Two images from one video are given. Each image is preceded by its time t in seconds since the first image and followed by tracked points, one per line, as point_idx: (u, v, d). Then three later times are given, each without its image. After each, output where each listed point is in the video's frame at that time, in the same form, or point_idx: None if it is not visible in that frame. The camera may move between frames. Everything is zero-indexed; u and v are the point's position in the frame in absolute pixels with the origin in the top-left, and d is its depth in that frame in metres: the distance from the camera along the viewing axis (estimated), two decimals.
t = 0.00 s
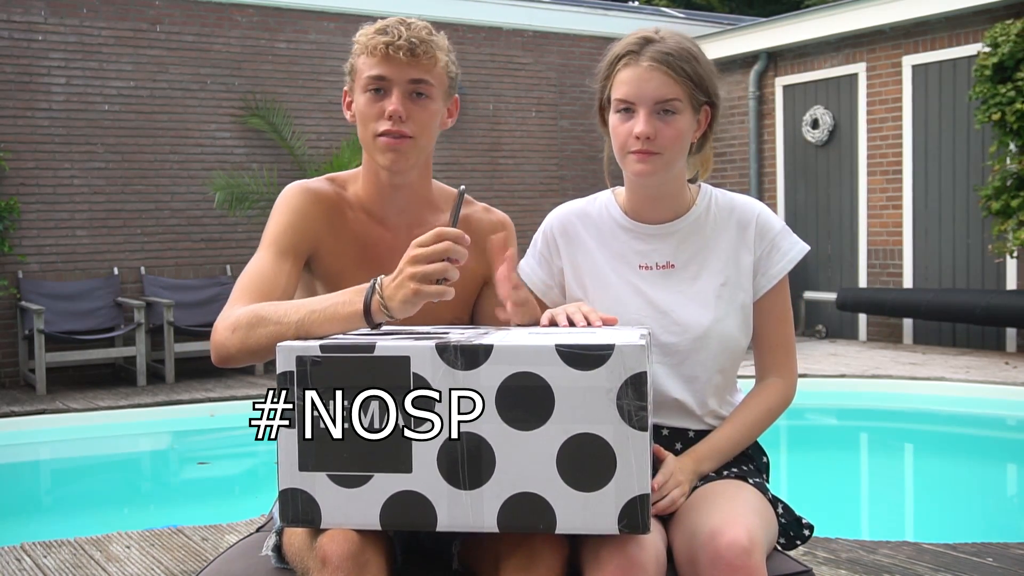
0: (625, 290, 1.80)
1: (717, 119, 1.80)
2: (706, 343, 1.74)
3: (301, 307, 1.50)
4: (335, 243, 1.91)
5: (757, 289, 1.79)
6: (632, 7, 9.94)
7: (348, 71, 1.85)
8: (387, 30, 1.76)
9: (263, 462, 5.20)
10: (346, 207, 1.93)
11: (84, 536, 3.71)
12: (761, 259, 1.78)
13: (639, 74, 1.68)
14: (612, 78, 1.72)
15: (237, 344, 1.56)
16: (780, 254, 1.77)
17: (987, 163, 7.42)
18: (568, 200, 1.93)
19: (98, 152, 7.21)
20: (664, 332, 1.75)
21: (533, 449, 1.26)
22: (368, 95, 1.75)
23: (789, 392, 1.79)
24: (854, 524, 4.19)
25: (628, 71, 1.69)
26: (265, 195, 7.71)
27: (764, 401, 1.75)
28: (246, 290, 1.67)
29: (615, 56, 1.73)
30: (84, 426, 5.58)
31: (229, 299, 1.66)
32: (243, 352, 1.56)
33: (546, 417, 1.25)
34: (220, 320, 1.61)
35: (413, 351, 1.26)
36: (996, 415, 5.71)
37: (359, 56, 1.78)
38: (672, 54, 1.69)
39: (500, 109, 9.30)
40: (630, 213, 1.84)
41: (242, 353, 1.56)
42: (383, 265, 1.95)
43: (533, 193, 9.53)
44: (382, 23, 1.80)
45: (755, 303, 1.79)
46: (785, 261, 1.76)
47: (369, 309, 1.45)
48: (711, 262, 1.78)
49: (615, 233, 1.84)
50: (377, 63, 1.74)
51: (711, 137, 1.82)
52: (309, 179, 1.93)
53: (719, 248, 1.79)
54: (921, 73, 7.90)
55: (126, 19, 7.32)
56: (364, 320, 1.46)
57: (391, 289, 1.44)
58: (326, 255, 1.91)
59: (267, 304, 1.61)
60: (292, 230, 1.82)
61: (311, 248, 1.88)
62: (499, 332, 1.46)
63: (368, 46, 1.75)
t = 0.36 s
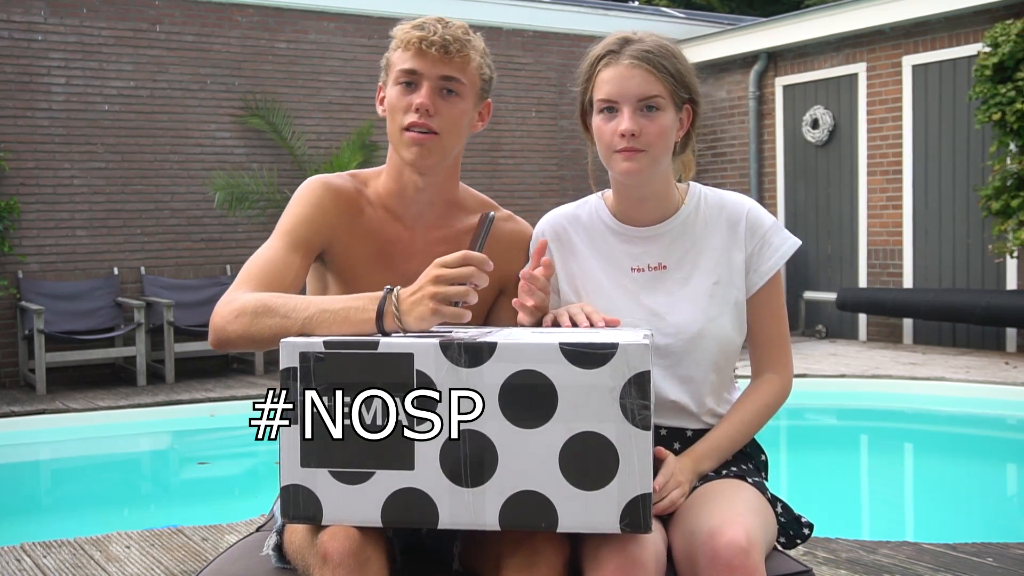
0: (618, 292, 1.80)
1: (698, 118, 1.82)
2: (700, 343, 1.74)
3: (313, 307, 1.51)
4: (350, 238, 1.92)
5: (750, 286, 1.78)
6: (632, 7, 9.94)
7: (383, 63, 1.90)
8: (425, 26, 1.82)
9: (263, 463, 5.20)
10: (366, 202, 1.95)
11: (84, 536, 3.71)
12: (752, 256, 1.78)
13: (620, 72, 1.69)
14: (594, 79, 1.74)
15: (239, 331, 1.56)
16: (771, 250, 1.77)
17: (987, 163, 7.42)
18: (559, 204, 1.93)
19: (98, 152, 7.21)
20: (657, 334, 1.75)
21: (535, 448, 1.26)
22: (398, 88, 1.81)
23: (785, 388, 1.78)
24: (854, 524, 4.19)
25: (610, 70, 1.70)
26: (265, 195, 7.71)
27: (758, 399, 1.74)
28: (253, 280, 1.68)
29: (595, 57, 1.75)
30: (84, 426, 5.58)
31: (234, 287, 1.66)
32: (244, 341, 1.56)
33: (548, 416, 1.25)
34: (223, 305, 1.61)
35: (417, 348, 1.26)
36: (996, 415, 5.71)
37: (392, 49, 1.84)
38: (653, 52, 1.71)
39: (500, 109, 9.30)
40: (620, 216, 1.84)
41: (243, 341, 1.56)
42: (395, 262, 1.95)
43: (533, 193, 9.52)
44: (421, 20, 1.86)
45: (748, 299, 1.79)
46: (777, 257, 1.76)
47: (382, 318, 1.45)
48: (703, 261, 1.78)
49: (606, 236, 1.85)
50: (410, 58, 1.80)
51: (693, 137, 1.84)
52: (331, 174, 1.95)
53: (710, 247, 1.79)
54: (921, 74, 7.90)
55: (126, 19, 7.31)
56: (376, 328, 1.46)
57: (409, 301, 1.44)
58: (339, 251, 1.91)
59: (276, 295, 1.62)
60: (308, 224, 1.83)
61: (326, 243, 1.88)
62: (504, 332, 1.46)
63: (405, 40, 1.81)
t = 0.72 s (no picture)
0: (621, 294, 1.80)
1: (683, 121, 1.82)
2: (702, 341, 1.73)
3: (316, 300, 1.51)
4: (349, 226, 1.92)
5: (750, 280, 1.78)
6: (632, 7, 9.93)
7: (409, 45, 1.91)
8: (467, 24, 1.85)
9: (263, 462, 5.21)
10: (366, 192, 1.95)
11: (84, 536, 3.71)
12: (751, 250, 1.78)
13: (602, 78, 1.69)
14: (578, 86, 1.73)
15: (244, 329, 1.56)
16: (770, 242, 1.77)
17: (987, 163, 7.42)
18: (559, 208, 1.93)
19: (98, 152, 7.21)
20: (661, 334, 1.74)
21: (537, 445, 1.26)
22: (425, 78, 1.83)
23: (787, 382, 1.78)
24: (854, 524, 4.19)
25: (594, 75, 1.70)
26: (265, 195, 7.71)
27: (761, 395, 1.74)
28: (258, 275, 1.68)
29: (577, 63, 1.75)
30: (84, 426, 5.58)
31: (239, 283, 1.67)
32: (250, 338, 1.57)
33: (550, 414, 1.25)
34: (230, 303, 1.62)
35: (422, 344, 1.26)
36: (996, 414, 5.71)
37: (428, 39, 1.85)
38: (632, 54, 1.71)
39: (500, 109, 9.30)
40: (620, 220, 1.84)
41: (249, 338, 1.57)
42: (394, 248, 1.94)
43: (533, 193, 9.52)
44: (457, 14, 1.88)
45: (750, 295, 1.79)
46: (777, 248, 1.76)
47: (383, 311, 1.45)
48: (703, 258, 1.78)
49: (607, 239, 1.85)
50: (445, 51, 1.83)
51: (679, 133, 1.84)
52: (330, 163, 1.96)
53: (710, 243, 1.79)
54: (921, 74, 7.90)
55: (126, 19, 7.31)
56: (378, 322, 1.46)
57: (409, 291, 1.43)
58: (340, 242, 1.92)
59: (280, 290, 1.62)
60: (307, 214, 1.84)
61: (326, 233, 1.89)
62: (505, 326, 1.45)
63: (445, 32, 1.83)
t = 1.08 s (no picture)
0: (621, 295, 1.80)
1: (689, 122, 1.82)
2: (702, 343, 1.73)
3: (316, 299, 1.51)
4: (344, 229, 1.91)
5: (751, 283, 1.78)
6: (632, 7, 9.93)
7: (410, 49, 1.86)
8: (479, 31, 1.84)
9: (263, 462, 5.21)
10: (360, 194, 1.95)
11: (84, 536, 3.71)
12: (752, 253, 1.78)
13: (611, 76, 1.69)
14: (585, 84, 1.73)
15: (249, 331, 1.57)
16: (771, 246, 1.77)
17: (987, 163, 7.42)
18: (561, 207, 1.93)
19: (98, 152, 7.21)
20: (661, 335, 1.74)
21: (537, 444, 1.26)
22: (436, 86, 1.81)
23: (787, 385, 1.78)
24: (854, 524, 4.19)
25: (603, 73, 1.70)
26: (265, 195, 7.71)
27: (761, 397, 1.74)
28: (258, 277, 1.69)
29: (585, 61, 1.74)
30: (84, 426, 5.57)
31: (240, 287, 1.67)
32: (253, 339, 1.57)
33: (550, 413, 1.25)
34: (231, 307, 1.62)
35: (423, 342, 1.26)
36: (997, 415, 5.71)
37: (437, 44, 1.83)
38: (641, 54, 1.70)
39: (500, 109, 9.30)
40: (622, 220, 1.84)
41: (252, 340, 1.57)
42: (390, 250, 1.94)
43: (533, 193, 9.52)
44: (461, 18, 1.86)
45: (751, 298, 1.79)
46: (777, 253, 1.76)
47: (384, 301, 1.45)
48: (704, 260, 1.78)
49: (607, 239, 1.85)
50: (457, 60, 1.81)
51: (685, 131, 1.84)
52: (324, 166, 1.95)
53: (711, 246, 1.79)
54: (921, 74, 7.90)
55: (126, 19, 7.31)
56: (380, 314, 1.46)
57: (412, 281, 1.45)
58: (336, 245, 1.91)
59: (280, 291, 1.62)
60: (304, 216, 1.83)
61: (322, 235, 1.88)
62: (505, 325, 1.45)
63: (460, 40, 1.82)
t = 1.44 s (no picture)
0: (619, 296, 1.81)
1: (688, 122, 1.82)
2: (699, 344, 1.73)
3: (305, 308, 1.51)
4: (324, 241, 1.90)
5: (749, 284, 1.78)
6: (632, 7, 9.93)
7: (367, 88, 1.76)
8: (434, 66, 1.71)
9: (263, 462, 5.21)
10: (337, 207, 1.92)
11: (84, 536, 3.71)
12: (751, 254, 1.78)
13: (610, 78, 1.69)
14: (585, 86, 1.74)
15: (235, 344, 1.56)
16: (770, 247, 1.77)
17: (987, 163, 7.43)
18: (560, 207, 1.93)
19: (98, 152, 7.20)
20: (658, 336, 1.74)
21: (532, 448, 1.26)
22: (407, 132, 1.75)
23: (786, 386, 1.78)
24: (854, 524, 4.19)
25: (601, 75, 1.70)
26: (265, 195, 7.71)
27: (760, 398, 1.74)
28: (242, 291, 1.69)
29: (585, 62, 1.75)
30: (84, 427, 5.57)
31: (225, 302, 1.67)
32: (240, 353, 1.57)
33: (544, 416, 1.25)
34: (219, 321, 1.62)
35: (413, 348, 1.26)
36: (996, 415, 5.71)
37: (396, 88, 1.73)
38: (640, 55, 1.71)
39: (500, 109, 9.30)
40: (621, 221, 1.84)
41: (240, 354, 1.57)
42: (372, 260, 1.92)
43: (533, 193, 9.52)
44: (418, 47, 1.74)
45: (749, 298, 1.79)
46: (776, 254, 1.75)
47: (372, 304, 1.46)
48: (703, 261, 1.78)
49: (606, 239, 1.85)
50: (422, 103, 1.72)
51: (685, 132, 1.84)
52: (298, 180, 1.93)
53: (709, 246, 1.78)
54: (921, 74, 7.90)
55: (126, 19, 7.31)
56: (367, 317, 1.47)
57: (398, 285, 1.46)
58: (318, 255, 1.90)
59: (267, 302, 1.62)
60: (282, 229, 1.83)
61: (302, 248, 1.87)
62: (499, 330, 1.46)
63: (419, 86, 1.71)
